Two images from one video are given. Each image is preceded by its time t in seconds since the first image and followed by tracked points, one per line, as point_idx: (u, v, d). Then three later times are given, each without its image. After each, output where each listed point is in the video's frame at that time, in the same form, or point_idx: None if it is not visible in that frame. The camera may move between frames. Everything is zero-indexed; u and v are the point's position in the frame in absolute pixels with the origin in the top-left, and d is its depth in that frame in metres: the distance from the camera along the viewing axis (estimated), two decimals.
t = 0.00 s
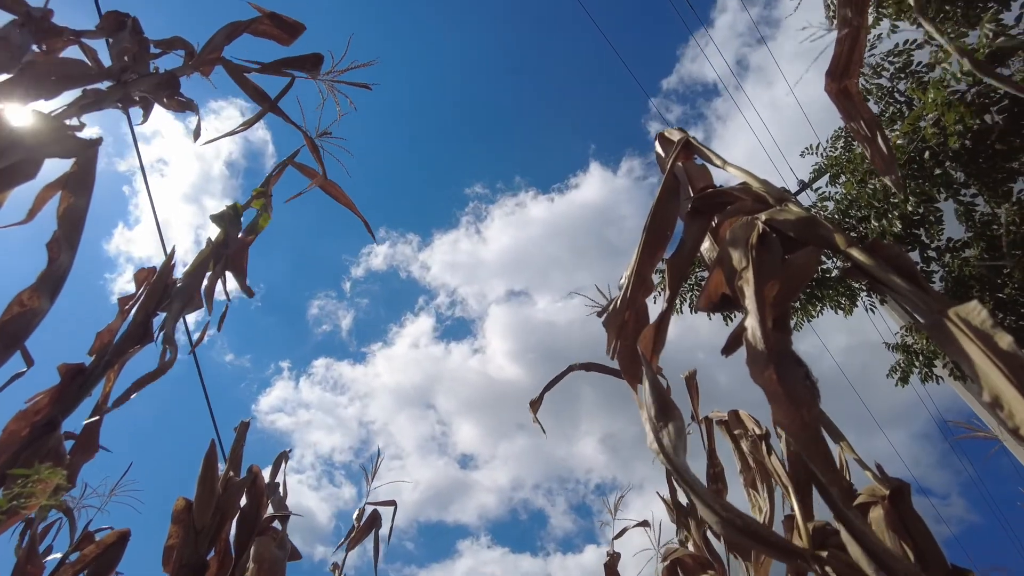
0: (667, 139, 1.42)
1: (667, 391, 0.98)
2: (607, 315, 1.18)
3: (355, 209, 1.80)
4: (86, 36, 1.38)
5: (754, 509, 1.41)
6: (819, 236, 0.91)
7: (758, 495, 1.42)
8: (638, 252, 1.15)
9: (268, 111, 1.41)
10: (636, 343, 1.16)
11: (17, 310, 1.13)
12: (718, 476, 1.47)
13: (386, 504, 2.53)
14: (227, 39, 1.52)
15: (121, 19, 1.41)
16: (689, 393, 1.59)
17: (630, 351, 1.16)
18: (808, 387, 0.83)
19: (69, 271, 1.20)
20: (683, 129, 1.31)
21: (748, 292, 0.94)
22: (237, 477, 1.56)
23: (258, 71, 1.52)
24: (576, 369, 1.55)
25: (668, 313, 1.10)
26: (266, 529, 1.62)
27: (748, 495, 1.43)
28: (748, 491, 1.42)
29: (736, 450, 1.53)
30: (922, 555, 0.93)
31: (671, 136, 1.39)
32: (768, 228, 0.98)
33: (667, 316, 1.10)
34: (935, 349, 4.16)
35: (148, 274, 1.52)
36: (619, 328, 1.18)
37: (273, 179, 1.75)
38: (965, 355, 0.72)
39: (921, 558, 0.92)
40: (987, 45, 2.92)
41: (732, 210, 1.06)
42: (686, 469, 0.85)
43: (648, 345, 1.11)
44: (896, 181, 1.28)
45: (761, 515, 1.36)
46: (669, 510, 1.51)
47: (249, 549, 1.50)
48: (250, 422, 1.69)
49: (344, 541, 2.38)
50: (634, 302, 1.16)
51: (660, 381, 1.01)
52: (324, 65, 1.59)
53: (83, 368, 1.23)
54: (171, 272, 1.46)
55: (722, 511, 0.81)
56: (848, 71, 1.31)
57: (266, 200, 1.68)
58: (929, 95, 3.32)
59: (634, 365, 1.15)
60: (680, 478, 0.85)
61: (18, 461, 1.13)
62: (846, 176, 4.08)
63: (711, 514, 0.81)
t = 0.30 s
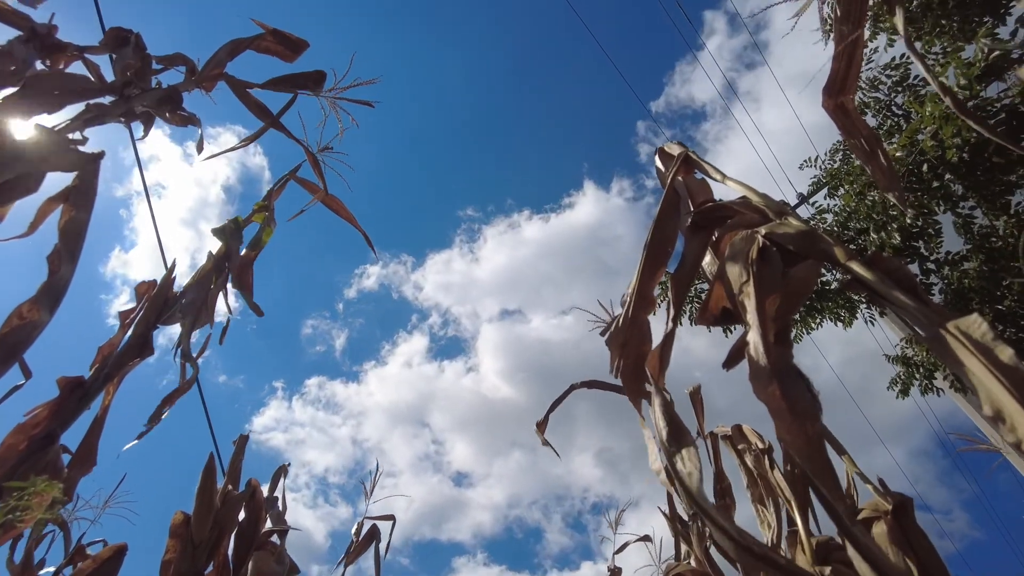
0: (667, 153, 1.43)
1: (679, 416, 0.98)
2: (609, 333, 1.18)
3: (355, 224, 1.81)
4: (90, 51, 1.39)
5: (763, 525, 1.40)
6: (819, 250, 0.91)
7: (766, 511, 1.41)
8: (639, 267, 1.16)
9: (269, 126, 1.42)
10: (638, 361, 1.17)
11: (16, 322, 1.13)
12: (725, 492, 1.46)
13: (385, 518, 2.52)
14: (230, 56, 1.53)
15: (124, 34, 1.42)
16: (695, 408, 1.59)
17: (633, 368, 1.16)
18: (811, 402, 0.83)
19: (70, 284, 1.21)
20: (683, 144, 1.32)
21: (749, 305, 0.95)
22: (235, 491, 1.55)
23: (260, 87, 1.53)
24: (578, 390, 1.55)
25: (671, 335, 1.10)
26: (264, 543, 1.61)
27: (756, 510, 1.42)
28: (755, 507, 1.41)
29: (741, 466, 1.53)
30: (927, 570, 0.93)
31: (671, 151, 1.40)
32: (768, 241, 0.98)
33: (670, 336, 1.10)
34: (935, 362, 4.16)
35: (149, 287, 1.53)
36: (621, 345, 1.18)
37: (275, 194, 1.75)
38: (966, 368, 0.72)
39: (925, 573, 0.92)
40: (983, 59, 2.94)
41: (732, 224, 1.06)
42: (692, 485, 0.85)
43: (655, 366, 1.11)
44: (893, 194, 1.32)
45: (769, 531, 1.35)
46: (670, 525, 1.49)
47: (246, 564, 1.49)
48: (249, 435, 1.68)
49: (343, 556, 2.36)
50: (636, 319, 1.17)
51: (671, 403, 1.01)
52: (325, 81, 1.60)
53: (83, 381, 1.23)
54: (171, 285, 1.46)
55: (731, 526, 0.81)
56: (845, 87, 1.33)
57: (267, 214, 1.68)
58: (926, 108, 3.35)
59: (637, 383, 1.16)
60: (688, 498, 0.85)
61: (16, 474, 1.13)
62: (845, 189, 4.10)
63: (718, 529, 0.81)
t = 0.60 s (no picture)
0: (666, 166, 1.44)
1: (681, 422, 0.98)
2: (613, 344, 1.19)
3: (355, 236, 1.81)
4: (93, 65, 1.40)
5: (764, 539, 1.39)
6: (819, 261, 0.91)
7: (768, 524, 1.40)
8: (640, 278, 1.16)
9: (269, 139, 1.43)
10: (643, 371, 1.17)
11: (16, 335, 1.13)
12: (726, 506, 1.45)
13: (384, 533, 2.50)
14: (232, 70, 1.54)
15: (127, 48, 1.43)
16: (696, 422, 1.59)
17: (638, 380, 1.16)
18: (814, 412, 0.83)
19: (69, 297, 1.21)
20: (682, 157, 1.33)
21: (749, 317, 0.95)
22: (234, 506, 1.54)
23: (261, 100, 1.54)
24: (578, 400, 1.55)
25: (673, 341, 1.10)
26: (262, 558, 1.59)
27: (757, 524, 1.41)
28: (756, 520, 1.40)
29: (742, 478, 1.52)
30: None
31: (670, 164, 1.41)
32: (768, 253, 0.98)
33: (672, 344, 1.10)
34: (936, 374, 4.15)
35: (149, 300, 1.53)
36: (625, 356, 1.18)
37: (275, 207, 1.76)
38: (968, 380, 0.72)
39: None
40: (979, 72, 2.95)
41: (732, 236, 1.07)
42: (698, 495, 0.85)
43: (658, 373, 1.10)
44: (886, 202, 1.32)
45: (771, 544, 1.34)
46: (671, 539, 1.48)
47: None
48: (247, 449, 1.68)
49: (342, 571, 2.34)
50: (638, 330, 1.17)
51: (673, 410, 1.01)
52: (325, 95, 1.61)
53: (81, 395, 1.23)
54: (171, 298, 1.46)
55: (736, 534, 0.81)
56: (846, 95, 1.35)
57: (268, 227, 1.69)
58: (923, 120, 3.36)
59: (643, 394, 1.16)
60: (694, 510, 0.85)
61: (13, 488, 1.12)
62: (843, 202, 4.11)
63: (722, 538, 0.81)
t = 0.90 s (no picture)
0: (665, 179, 1.45)
1: (674, 431, 0.98)
2: (609, 353, 1.19)
3: (356, 248, 1.82)
4: (95, 78, 1.41)
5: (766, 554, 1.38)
6: (819, 274, 0.91)
7: (769, 539, 1.39)
8: (639, 289, 1.16)
9: (270, 150, 1.43)
10: (638, 381, 1.17)
11: (14, 347, 1.13)
12: (727, 520, 1.44)
13: (383, 546, 2.48)
14: (233, 82, 1.55)
15: (129, 61, 1.44)
16: (697, 435, 1.58)
17: (633, 390, 1.16)
18: (814, 425, 0.82)
19: (68, 309, 1.21)
20: (681, 170, 1.33)
21: (749, 329, 0.95)
22: (232, 519, 1.53)
23: (262, 112, 1.55)
24: (578, 413, 1.54)
25: (670, 352, 1.10)
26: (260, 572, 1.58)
27: (759, 539, 1.40)
28: (758, 535, 1.39)
29: (743, 492, 1.51)
30: None
31: (669, 177, 1.42)
32: (768, 266, 0.98)
33: (669, 355, 1.11)
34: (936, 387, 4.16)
35: (148, 312, 1.52)
36: (621, 366, 1.18)
37: (275, 219, 1.76)
38: (970, 393, 0.72)
39: None
40: (977, 86, 2.97)
41: (732, 248, 1.07)
42: (693, 507, 0.85)
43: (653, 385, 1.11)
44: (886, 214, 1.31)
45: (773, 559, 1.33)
46: (672, 553, 1.47)
47: None
48: (246, 462, 1.67)
49: None
50: (635, 340, 1.17)
51: (667, 420, 1.02)
52: (325, 107, 1.62)
53: (79, 407, 1.22)
54: (171, 310, 1.46)
55: (734, 547, 0.81)
56: (843, 110, 1.36)
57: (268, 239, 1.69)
58: (923, 133, 3.37)
59: (636, 404, 1.16)
60: (690, 517, 0.85)
61: (9, 501, 1.12)
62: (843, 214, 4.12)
63: (719, 551, 0.81)
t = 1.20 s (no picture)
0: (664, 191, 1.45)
1: (674, 443, 0.98)
2: (608, 363, 1.19)
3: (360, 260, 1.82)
4: (100, 91, 1.43)
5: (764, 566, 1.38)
6: (819, 286, 0.91)
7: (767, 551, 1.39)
8: (639, 300, 1.16)
9: (275, 163, 1.44)
10: (638, 392, 1.17)
11: (15, 359, 1.13)
12: (725, 532, 1.43)
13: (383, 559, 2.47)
14: (236, 96, 1.56)
15: (134, 75, 1.45)
16: (696, 447, 1.57)
17: (633, 401, 1.16)
18: (815, 437, 0.82)
19: (69, 321, 1.21)
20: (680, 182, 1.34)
21: (750, 341, 0.95)
22: (231, 533, 1.52)
23: (266, 125, 1.56)
24: (577, 423, 1.54)
25: (670, 363, 1.10)
26: None
27: (757, 551, 1.39)
28: (756, 547, 1.38)
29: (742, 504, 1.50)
30: None
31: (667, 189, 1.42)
32: (768, 278, 0.99)
33: (669, 367, 1.11)
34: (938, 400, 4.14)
35: (149, 325, 1.52)
36: (621, 377, 1.18)
37: (278, 232, 1.77)
38: (971, 406, 0.72)
39: None
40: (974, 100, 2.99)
41: (731, 260, 1.07)
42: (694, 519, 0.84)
43: (653, 395, 1.11)
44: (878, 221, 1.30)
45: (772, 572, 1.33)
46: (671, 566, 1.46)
47: None
48: (245, 475, 1.66)
49: None
50: (635, 351, 1.17)
51: (667, 431, 1.02)
52: (328, 120, 1.63)
53: (79, 420, 1.22)
54: (171, 322, 1.46)
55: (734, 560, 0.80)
56: (840, 121, 1.38)
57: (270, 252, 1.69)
58: (921, 147, 3.39)
59: (636, 414, 1.16)
60: (692, 530, 0.85)
61: (7, 515, 1.11)
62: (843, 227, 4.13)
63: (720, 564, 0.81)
